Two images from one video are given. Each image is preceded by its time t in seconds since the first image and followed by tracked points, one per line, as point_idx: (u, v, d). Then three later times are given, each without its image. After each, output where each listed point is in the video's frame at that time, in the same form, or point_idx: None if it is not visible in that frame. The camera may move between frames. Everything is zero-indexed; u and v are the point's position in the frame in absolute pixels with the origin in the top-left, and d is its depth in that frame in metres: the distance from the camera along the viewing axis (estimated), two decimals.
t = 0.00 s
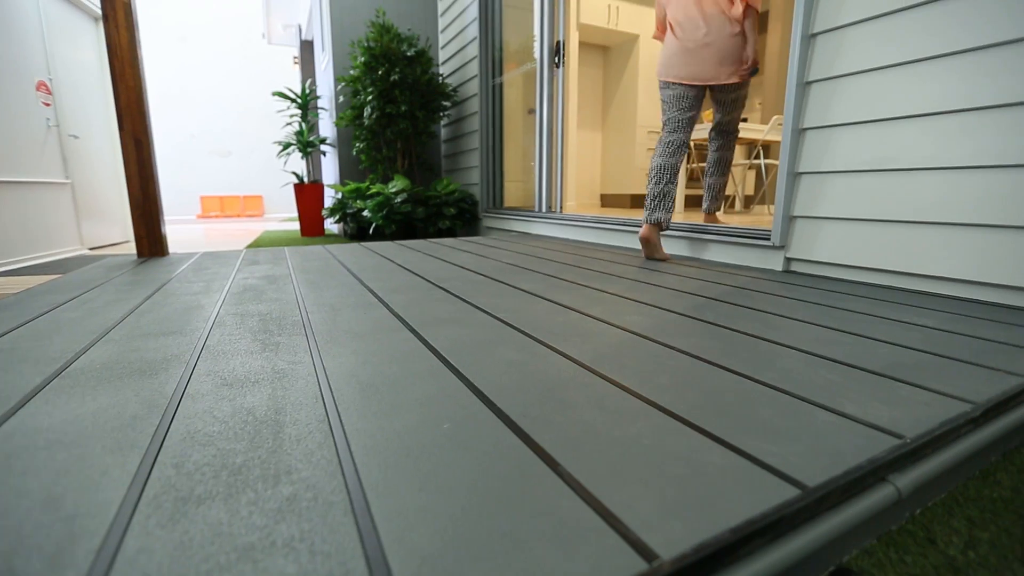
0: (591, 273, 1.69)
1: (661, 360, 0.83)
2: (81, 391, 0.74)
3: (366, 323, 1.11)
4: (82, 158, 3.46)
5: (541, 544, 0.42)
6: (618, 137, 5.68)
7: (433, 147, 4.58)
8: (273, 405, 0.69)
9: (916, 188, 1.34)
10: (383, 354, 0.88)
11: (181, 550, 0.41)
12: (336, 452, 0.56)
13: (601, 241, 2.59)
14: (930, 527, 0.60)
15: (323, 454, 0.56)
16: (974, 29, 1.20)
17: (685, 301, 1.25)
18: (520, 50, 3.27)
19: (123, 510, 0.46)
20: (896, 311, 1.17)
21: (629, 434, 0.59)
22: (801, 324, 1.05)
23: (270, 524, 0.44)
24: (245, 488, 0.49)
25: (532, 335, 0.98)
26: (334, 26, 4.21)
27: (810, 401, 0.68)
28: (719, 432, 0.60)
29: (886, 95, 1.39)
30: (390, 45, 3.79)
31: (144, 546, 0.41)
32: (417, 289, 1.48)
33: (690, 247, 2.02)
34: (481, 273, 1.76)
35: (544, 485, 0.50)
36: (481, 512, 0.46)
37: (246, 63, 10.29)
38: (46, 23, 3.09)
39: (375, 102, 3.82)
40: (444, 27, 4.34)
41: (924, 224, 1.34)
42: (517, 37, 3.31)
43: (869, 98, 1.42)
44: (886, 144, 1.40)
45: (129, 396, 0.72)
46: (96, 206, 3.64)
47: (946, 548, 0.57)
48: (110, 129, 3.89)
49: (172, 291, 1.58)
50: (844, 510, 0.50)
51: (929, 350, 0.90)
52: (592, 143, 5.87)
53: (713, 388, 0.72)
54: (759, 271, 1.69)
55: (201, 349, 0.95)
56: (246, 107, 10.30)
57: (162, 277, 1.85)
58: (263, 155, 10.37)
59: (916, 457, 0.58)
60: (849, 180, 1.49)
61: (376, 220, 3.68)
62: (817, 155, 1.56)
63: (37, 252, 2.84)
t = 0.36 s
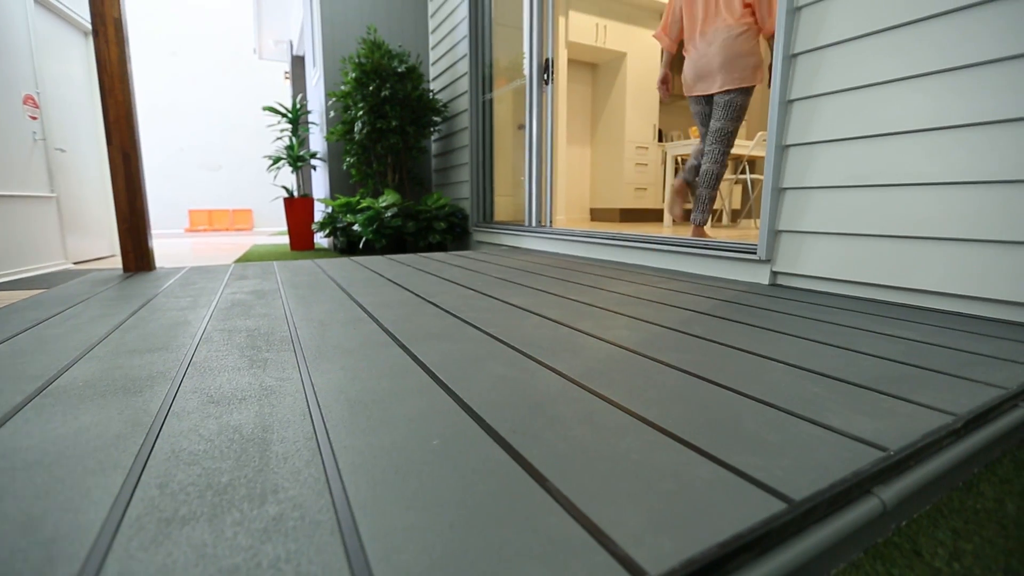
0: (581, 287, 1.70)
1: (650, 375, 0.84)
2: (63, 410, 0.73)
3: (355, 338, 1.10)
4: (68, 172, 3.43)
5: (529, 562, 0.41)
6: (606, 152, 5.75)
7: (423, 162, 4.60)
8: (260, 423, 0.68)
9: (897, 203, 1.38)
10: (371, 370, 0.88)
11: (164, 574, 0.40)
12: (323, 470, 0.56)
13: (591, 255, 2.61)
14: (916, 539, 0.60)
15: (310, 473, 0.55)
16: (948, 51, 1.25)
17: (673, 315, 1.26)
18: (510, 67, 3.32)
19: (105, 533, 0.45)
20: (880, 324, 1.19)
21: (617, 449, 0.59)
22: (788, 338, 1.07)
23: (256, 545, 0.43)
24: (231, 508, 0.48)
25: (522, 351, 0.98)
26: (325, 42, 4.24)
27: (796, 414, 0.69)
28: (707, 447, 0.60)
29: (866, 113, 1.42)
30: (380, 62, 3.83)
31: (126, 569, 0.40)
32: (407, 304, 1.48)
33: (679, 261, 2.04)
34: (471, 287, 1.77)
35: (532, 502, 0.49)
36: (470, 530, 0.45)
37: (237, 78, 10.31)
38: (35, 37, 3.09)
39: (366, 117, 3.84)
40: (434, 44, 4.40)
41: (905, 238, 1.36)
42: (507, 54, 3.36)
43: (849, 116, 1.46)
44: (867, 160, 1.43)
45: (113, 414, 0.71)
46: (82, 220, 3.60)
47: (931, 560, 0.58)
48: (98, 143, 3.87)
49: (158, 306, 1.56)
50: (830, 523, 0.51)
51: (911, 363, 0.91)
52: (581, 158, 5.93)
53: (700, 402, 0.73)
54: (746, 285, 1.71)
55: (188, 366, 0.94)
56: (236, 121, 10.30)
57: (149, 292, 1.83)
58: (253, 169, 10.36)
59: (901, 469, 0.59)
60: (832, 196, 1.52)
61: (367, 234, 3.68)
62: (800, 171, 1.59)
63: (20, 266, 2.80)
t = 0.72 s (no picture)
0: (571, 301, 1.70)
1: (639, 390, 0.84)
2: (44, 429, 0.72)
3: (345, 354, 1.10)
4: (54, 185, 3.40)
5: None
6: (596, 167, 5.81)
7: (414, 177, 4.62)
8: (247, 440, 0.67)
9: (880, 218, 1.40)
10: (360, 386, 0.88)
11: None
12: (310, 489, 0.55)
13: (581, 269, 2.62)
14: (903, 552, 0.61)
15: (298, 492, 0.54)
16: (925, 72, 1.29)
17: (662, 330, 1.27)
18: (500, 83, 3.36)
19: (84, 557, 0.44)
20: (865, 337, 1.20)
21: (606, 465, 0.60)
22: (775, 352, 1.08)
23: (241, 567, 0.43)
24: (216, 529, 0.48)
25: (511, 366, 0.98)
26: (317, 58, 4.27)
27: (783, 428, 0.70)
28: (694, 462, 0.60)
29: (847, 131, 1.46)
30: (372, 77, 3.86)
31: None
32: (397, 319, 1.48)
33: (667, 275, 2.06)
34: (461, 302, 1.77)
35: (520, 519, 0.49)
36: (458, 550, 0.45)
37: (228, 92, 10.33)
38: (24, 51, 3.07)
39: (357, 132, 3.86)
40: (426, 60, 4.46)
41: (888, 252, 1.39)
42: (497, 71, 3.40)
43: (831, 133, 1.50)
44: (849, 176, 1.46)
45: (95, 433, 0.70)
46: (68, 234, 3.56)
47: (919, 572, 0.58)
48: (86, 156, 3.84)
49: (144, 322, 1.54)
50: (817, 538, 0.51)
51: (896, 376, 0.93)
52: (571, 173, 5.99)
53: (688, 417, 0.73)
54: (734, 299, 1.73)
55: (174, 383, 0.93)
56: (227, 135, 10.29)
57: (135, 307, 1.81)
58: (243, 183, 10.34)
59: (886, 482, 0.60)
60: (816, 211, 1.55)
61: (357, 248, 3.68)
62: (785, 188, 1.62)
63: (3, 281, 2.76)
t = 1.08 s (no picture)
0: (562, 316, 1.71)
1: (629, 405, 0.84)
2: (26, 449, 0.70)
3: (334, 370, 1.09)
4: (41, 199, 3.36)
5: None
6: (586, 182, 5.87)
7: (405, 192, 4.64)
8: (235, 459, 0.67)
9: (864, 234, 1.43)
10: (349, 403, 0.87)
11: None
12: (298, 508, 0.54)
13: (572, 284, 2.64)
14: (889, 565, 0.61)
15: (285, 511, 0.54)
16: (903, 93, 1.33)
17: (652, 344, 1.28)
18: (491, 100, 3.39)
19: None
20: (851, 351, 1.22)
21: (596, 481, 0.60)
22: (763, 366, 1.09)
23: None
24: (201, 551, 0.47)
25: (501, 382, 0.98)
26: (309, 73, 4.30)
27: (771, 443, 0.70)
28: (684, 477, 0.61)
29: (830, 149, 1.49)
30: (364, 94, 3.89)
31: None
32: (387, 335, 1.47)
33: (657, 289, 2.08)
34: (452, 317, 1.77)
35: (510, 538, 0.49)
36: (446, 569, 0.45)
37: (219, 106, 10.32)
38: (13, 65, 3.07)
39: (348, 148, 3.88)
40: (418, 77, 4.50)
41: (872, 267, 1.42)
42: (488, 88, 3.44)
43: (815, 151, 1.53)
44: (833, 193, 1.50)
45: (78, 453, 0.69)
46: (54, 248, 3.51)
47: None
48: (74, 170, 3.81)
49: (130, 338, 1.52)
50: (805, 553, 0.51)
51: (881, 390, 0.94)
52: (562, 188, 6.04)
53: (677, 432, 0.73)
54: (723, 314, 1.74)
55: (160, 400, 0.92)
56: (217, 149, 10.26)
57: (121, 323, 1.78)
58: (233, 197, 10.30)
59: (872, 497, 0.60)
60: (802, 227, 1.58)
61: (348, 262, 3.67)
62: (771, 204, 1.65)
63: None
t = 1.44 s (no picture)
0: (553, 331, 1.71)
1: (619, 420, 0.85)
2: (4, 470, 0.69)
3: (324, 386, 1.08)
4: (27, 213, 3.33)
5: None
6: (576, 197, 5.92)
7: (397, 206, 4.65)
8: (220, 478, 0.66)
9: (849, 249, 1.46)
10: (339, 420, 0.87)
11: None
12: (285, 528, 0.54)
13: (562, 298, 2.65)
14: None
15: (272, 531, 0.53)
16: (883, 112, 1.36)
17: (642, 359, 1.28)
18: (482, 116, 3.43)
19: None
20: (838, 365, 1.23)
21: (585, 498, 0.60)
22: (751, 381, 1.09)
23: None
24: (185, 573, 0.46)
25: (492, 398, 0.98)
26: (301, 89, 4.32)
27: (759, 458, 0.71)
28: (673, 493, 0.61)
29: (814, 167, 1.53)
30: (356, 109, 3.91)
31: None
32: (377, 350, 1.47)
33: (647, 304, 2.10)
34: (443, 332, 1.76)
35: (500, 557, 0.49)
36: None
37: (210, 120, 10.31)
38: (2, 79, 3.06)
39: (340, 162, 3.89)
40: (410, 93, 4.55)
41: (857, 282, 1.44)
42: (479, 104, 3.48)
43: (799, 168, 1.57)
44: (817, 209, 1.52)
45: (59, 473, 0.67)
46: (39, 262, 3.47)
47: None
48: (62, 184, 3.78)
49: (115, 354, 1.50)
50: (793, 568, 0.52)
51: (867, 403, 0.95)
52: (553, 202, 6.09)
53: (667, 448, 0.73)
54: (712, 328, 1.76)
55: (145, 418, 0.90)
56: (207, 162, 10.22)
57: (106, 339, 1.76)
58: (223, 211, 10.26)
59: (859, 511, 0.61)
60: (788, 242, 1.61)
61: (338, 277, 3.66)
62: (757, 220, 1.68)
63: None
